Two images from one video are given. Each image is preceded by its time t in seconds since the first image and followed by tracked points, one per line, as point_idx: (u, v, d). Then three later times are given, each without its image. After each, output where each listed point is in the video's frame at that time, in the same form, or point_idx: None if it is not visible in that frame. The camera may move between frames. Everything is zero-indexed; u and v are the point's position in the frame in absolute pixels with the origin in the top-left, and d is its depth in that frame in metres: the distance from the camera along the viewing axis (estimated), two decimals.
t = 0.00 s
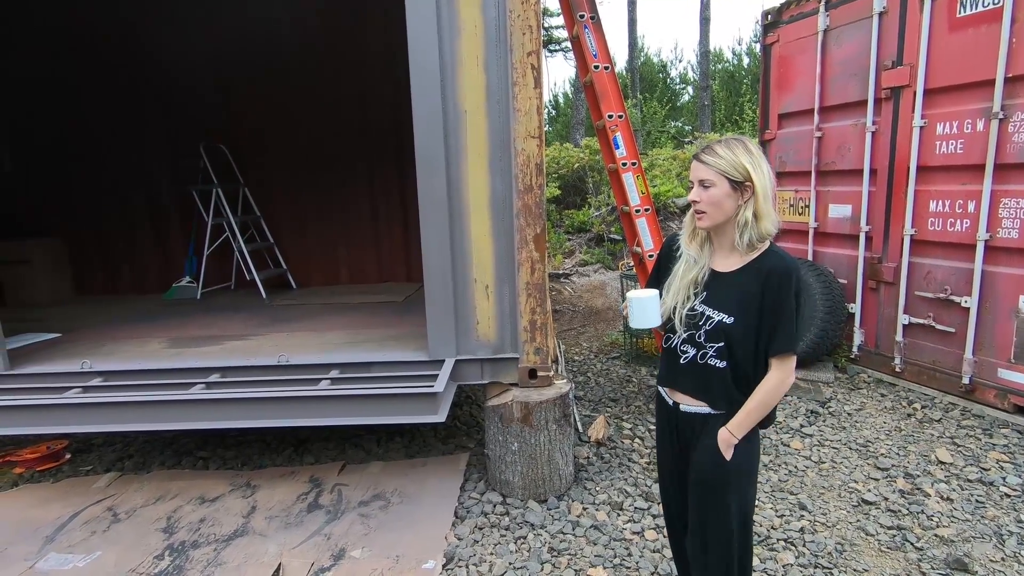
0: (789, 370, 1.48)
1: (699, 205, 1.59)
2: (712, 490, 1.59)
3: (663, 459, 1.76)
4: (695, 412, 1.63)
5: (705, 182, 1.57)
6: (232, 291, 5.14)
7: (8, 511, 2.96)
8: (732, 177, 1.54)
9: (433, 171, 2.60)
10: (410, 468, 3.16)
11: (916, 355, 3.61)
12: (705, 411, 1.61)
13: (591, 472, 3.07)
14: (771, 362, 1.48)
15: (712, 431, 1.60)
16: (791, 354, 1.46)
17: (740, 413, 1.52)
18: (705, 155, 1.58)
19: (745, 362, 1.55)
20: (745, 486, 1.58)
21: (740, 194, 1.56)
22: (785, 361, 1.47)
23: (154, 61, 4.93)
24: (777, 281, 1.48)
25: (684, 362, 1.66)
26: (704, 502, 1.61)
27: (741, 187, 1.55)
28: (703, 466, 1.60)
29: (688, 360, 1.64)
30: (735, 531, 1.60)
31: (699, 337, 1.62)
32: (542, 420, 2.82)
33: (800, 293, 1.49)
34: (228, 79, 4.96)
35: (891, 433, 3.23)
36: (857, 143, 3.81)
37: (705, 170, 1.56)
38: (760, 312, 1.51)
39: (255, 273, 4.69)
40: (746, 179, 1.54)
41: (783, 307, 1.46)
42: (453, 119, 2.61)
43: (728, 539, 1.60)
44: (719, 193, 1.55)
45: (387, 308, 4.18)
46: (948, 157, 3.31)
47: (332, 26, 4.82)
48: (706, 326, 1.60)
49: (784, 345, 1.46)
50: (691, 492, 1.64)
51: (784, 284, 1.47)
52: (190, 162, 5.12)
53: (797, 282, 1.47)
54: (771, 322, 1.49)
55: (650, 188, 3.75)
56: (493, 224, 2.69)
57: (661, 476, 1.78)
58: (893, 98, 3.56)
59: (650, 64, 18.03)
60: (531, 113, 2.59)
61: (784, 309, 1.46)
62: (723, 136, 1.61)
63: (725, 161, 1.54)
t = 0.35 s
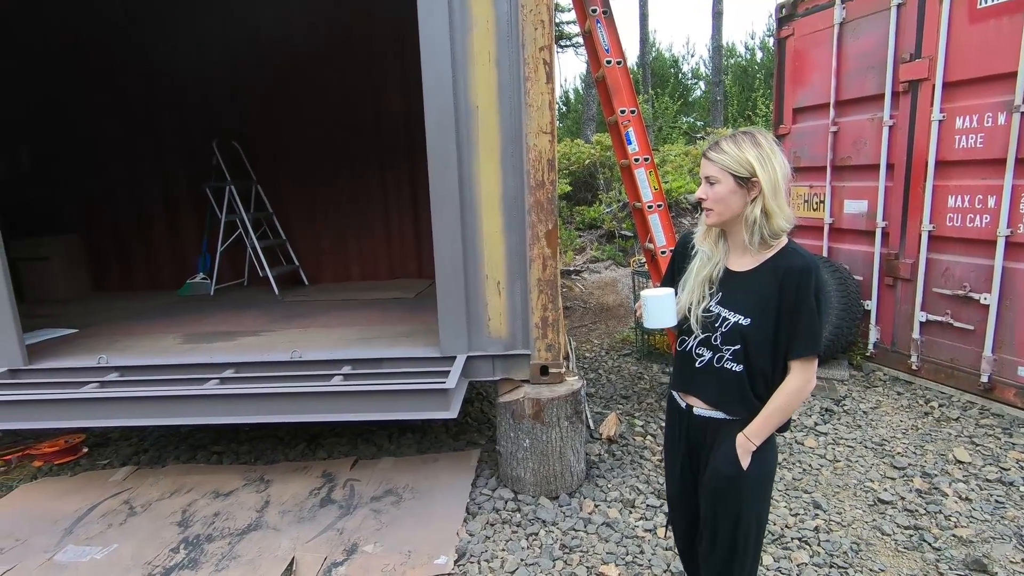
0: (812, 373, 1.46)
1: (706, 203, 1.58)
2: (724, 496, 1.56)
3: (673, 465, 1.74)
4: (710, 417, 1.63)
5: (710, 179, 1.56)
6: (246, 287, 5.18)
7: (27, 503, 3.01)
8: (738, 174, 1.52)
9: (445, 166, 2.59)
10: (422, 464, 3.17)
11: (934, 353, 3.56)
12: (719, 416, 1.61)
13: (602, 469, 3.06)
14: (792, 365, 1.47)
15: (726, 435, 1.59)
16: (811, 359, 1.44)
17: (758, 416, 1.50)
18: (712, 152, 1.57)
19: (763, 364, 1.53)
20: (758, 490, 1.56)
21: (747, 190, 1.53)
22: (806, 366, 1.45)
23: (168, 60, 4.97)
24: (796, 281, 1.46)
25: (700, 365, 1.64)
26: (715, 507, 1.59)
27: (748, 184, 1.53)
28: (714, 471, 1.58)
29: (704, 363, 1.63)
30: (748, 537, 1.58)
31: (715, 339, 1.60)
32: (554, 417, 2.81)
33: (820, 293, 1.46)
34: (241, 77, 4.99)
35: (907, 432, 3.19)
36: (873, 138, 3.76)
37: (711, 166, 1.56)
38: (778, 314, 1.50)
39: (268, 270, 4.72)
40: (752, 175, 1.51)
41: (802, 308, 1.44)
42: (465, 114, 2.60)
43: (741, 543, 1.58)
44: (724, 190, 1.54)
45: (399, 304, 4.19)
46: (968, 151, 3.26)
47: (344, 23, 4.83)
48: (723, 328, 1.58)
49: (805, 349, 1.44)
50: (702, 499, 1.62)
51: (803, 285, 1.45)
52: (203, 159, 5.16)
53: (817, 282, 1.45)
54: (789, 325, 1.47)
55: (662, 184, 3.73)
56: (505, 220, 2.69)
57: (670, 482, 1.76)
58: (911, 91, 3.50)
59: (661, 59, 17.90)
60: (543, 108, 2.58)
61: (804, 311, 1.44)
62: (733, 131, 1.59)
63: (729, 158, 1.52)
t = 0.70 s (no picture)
0: (826, 379, 1.44)
1: (726, 204, 1.56)
2: (736, 498, 1.54)
3: (684, 462, 1.74)
4: (724, 418, 1.62)
5: (730, 179, 1.54)
6: (258, 283, 5.21)
7: (44, 495, 3.05)
8: (758, 173, 1.50)
9: (456, 163, 2.59)
10: (432, 460, 3.18)
11: (950, 352, 3.51)
12: (734, 418, 1.59)
13: (613, 467, 3.05)
14: (805, 371, 1.45)
15: (740, 438, 1.57)
16: (829, 364, 1.42)
17: (771, 426, 1.49)
18: (729, 151, 1.55)
19: (779, 368, 1.52)
20: (772, 499, 1.54)
21: (768, 189, 1.51)
22: (821, 372, 1.43)
23: (181, 57, 5.00)
24: (812, 283, 1.44)
25: (719, 368, 1.63)
26: (725, 509, 1.57)
27: (769, 182, 1.50)
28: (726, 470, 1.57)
29: (723, 365, 1.62)
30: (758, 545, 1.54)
31: (733, 342, 1.59)
32: (565, 414, 2.80)
33: (838, 295, 1.44)
34: (253, 73, 5.01)
35: (922, 431, 3.15)
36: (889, 133, 3.71)
37: (729, 166, 1.54)
38: (794, 316, 1.48)
39: (279, 266, 4.75)
40: (773, 174, 1.49)
41: (819, 310, 1.42)
42: (476, 110, 2.59)
43: (749, 549, 1.55)
44: (744, 189, 1.52)
45: (409, 301, 4.20)
46: (986, 147, 3.20)
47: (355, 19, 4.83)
48: (740, 331, 1.56)
49: (820, 353, 1.42)
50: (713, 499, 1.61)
51: (820, 288, 1.43)
52: (216, 156, 5.19)
53: (835, 283, 1.43)
54: (805, 327, 1.45)
55: (674, 180, 3.70)
56: (516, 216, 2.68)
57: (679, 480, 1.74)
58: (929, 86, 3.45)
59: (673, 55, 17.77)
60: (555, 104, 2.56)
61: (820, 314, 1.42)
62: (750, 128, 1.57)
63: (748, 157, 1.50)
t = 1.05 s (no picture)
0: (834, 375, 1.43)
1: (750, 196, 1.52)
2: (742, 495, 1.54)
3: (692, 460, 1.73)
4: (732, 415, 1.61)
5: (756, 172, 1.50)
6: (267, 279, 5.24)
7: (57, 487, 3.09)
8: (786, 166, 1.48)
9: (465, 159, 2.59)
10: (440, 456, 3.19)
11: (961, 351, 3.48)
12: (742, 415, 1.59)
13: (620, 464, 3.05)
14: (813, 366, 1.44)
15: (748, 435, 1.56)
16: (836, 359, 1.41)
17: (779, 424, 1.48)
18: (755, 142, 1.51)
19: (787, 364, 1.51)
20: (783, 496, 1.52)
21: (790, 184, 1.50)
22: (828, 367, 1.42)
23: (192, 54, 5.02)
24: (819, 277, 1.43)
25: (728, 366, 1.62)
26: (733, 507, 1.57)
27: (794, 177, 1.49)
28: (734, 468, 1.57)
29: (732, 363, 1.61)
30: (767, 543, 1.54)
31: (741, 339, 1.58)
32: (572, 411, 2.80)
33: (845, 290, 1.42)
34: (263, 70, 5.02)
35: (933, 431, 3.13)
36: (901, 130, 3.68)
37: (756, 158, 1.49)
38: (802, 312, 1.47)
39: (288, 262, 4.77)
40: (799, 169, 1.49)
41: (825, 304, 1.41)
42: (486, 107, 2.59)
43: (755, 544, 1.55)
44: (770, 184, 1.49)
45: (417, 297, 4.21)
46: (1001, 144, 3.17)
47: (364, 16, 4.84)
48: (749, 328, 1.56)
49: (828, 349, 1.40)
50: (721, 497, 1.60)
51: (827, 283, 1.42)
52: (226, 153, 5.21)
53: (842, 278, 1.41)
54: (813, 321, 1.44)
55: (683, 177, 3.69)
56: (524, 213, 2.68)
57: (686, 479, 1.74)
58: (942, 82, 3.41)
59: (681, 51, 17.66)
60: (565, 100, 2.56)
61: (827, 309, 1.41)
62: (772, 120, 1.54)
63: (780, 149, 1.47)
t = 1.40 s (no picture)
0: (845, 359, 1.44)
1: (767, 189, 1.51)
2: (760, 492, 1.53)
3: (697, 465, 1.73)
4: (743, 414, 1.59)
5: (775, 166, 1.50)
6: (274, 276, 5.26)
7: (68, 482, 3.12)
8: (799, 161, 1.50)
9: (472, 157, 2.59)
10: (446, 453, 3.19)
11: (971, 350, 3.46)
12: (755, 413, 1.57)
13: (626, 462, 3.05)
14: (825, 353, 1.45)
15: (760, 434, 1.55)
16: (847, 344, 1.43)
17: (795, 414, 1.48)
18: (774, 135, 1.50)
19: (798, 358, 1.51)
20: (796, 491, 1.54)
21: (798, 179, 1.52)
22: (839, 352, 1.43)
23: (200, 52, 5.05)
24: (827, 267, 1.44)
25: (736, 366, 1.62)
26: (745, 509, 1.58)
27: (802, 172, 1.52)
28: (744, 471, 1.56)
29: (740, 363, 1.61)
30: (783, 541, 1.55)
31: (750, 337, 1.58)
32: (579, 409, 2.81)
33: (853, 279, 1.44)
34: (271, 68, 5.04)
35: (941, 431, 3.11)
36: (911, 128, 3.65)
37: (777, 152, 1.49)
38: (810, 303, 1.48)
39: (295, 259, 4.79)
40: (809, 165, 1.52)
41: (835, 292, 1.43)
42: (493, 104, 2.59)
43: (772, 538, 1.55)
44: (787, 178, 1.50)
45: (423, 294, 4.21)
46: (1011, 141, 3.14)
47: (371, 14, 4.84)
48: (758, 325, 1.56)
49: (841, 336, 1.42)
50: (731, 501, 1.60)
51: (834, 273, 1.43)
52: (233, 150, 5.23)
53: (849, 267, 1.43)
54: (822, 311, 1.45)
55: (690, 175, 3.68)
56: (531, 211, 2.68)
57: (692, 485, 1.74)
58: (952, 79, 3.38)
59: (688, 49, 17.58)
60: (572, 98, 2.55)
61: (837, 297, 1.43)
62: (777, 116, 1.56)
63: (796, 143, 1.49)
